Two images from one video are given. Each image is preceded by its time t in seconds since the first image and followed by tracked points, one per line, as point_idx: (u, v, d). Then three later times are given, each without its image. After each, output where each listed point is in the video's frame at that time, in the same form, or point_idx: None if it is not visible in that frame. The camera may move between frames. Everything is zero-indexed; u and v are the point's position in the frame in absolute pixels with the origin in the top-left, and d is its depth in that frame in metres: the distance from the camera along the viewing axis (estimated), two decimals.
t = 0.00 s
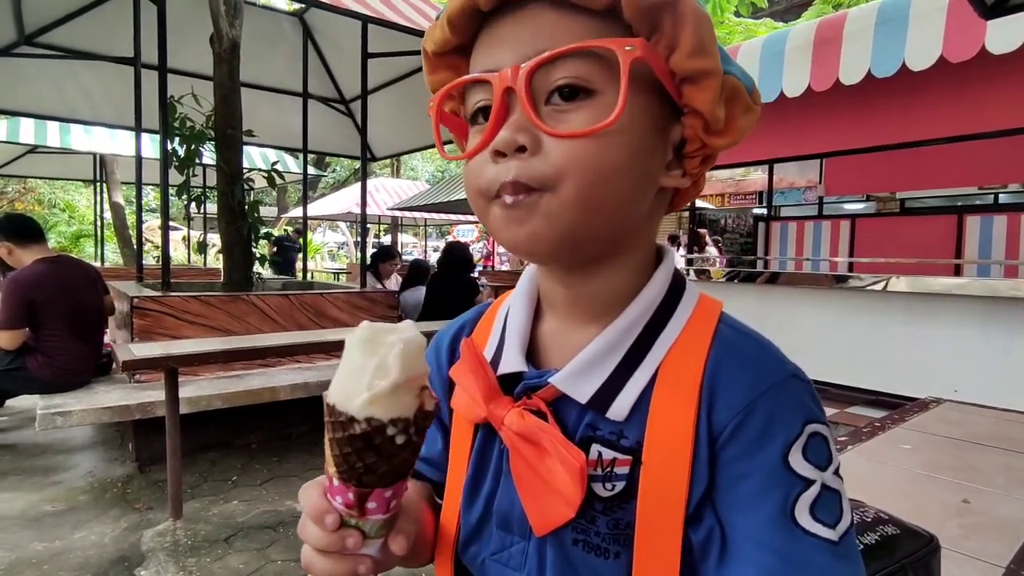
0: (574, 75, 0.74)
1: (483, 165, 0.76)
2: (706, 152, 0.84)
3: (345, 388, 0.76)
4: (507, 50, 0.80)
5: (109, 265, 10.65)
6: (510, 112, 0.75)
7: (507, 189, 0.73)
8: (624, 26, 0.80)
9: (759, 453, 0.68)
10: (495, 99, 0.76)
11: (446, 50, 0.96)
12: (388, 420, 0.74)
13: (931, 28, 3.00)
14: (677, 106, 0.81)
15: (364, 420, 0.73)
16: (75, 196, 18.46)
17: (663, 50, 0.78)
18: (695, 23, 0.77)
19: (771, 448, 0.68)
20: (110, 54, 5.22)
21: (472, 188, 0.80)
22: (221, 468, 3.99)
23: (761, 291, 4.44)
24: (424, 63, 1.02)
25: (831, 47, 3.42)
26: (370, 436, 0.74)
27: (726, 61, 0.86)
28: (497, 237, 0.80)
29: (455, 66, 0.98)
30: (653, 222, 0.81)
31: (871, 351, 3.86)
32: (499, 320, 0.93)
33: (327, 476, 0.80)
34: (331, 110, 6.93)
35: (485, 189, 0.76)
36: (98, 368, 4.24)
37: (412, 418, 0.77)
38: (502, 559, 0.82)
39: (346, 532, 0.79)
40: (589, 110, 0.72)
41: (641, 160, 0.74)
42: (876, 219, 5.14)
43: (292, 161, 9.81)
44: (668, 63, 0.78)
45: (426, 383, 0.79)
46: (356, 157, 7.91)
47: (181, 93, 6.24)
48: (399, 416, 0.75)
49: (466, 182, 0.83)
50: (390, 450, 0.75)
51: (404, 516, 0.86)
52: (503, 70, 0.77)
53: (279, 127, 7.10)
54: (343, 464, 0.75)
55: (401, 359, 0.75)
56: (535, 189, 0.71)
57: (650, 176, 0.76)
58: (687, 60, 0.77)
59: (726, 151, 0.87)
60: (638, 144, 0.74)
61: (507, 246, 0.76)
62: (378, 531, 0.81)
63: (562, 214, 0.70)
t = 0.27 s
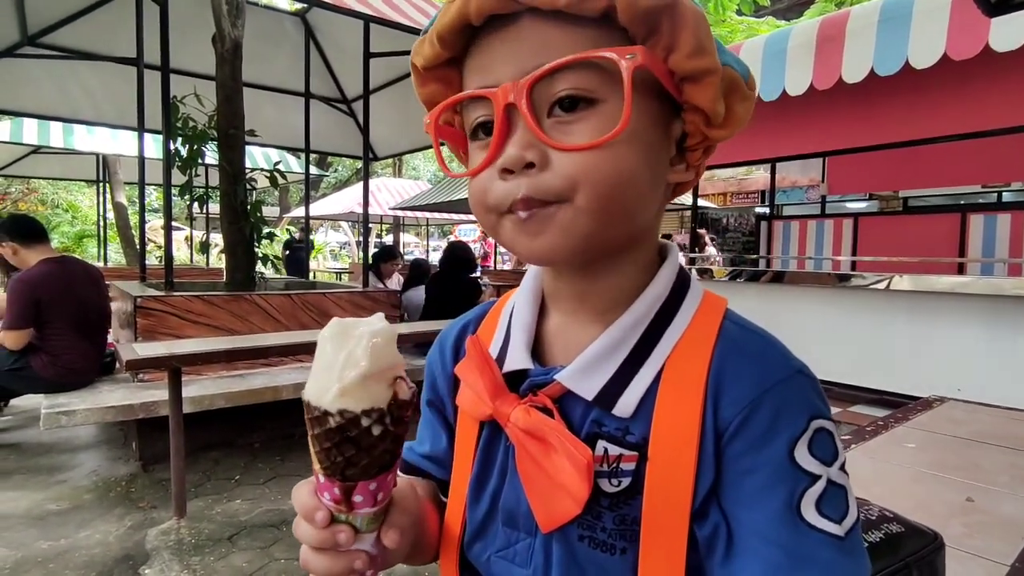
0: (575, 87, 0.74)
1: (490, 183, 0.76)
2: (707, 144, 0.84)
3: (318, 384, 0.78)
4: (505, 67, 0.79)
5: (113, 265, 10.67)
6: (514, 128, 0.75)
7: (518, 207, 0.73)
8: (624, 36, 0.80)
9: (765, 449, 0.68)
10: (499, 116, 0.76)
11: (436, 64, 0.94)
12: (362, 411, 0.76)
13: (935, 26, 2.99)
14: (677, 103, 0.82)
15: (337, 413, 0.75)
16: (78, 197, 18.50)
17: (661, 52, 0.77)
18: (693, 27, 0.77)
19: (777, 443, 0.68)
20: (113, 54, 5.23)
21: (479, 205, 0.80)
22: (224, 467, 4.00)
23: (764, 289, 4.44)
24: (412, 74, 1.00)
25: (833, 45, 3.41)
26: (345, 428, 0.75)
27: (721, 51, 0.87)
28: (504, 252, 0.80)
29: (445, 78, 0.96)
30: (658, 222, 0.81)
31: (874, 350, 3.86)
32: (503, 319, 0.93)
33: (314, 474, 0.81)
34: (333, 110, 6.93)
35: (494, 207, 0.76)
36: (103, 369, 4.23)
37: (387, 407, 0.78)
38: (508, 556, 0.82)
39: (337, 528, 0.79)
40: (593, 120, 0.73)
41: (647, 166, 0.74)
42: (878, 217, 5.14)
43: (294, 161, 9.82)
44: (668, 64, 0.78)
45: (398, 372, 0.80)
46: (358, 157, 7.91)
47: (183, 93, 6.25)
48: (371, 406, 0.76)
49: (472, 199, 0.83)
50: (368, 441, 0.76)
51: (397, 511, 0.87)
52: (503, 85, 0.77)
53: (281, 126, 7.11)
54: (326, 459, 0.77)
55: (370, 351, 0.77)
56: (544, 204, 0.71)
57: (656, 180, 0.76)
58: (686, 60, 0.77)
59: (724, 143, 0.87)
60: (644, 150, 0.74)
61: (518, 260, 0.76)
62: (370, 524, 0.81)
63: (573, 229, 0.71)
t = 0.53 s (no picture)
0: (573, 82, 0.73)
1: (490, 182, 0.76)
2: (706, 139, 0.84)
3: (342, 381, 0.77)
4: (501, 60, 0.79)
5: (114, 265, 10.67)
6: (512, 125, 0.75)
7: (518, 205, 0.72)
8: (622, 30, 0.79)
9: (767, 447, 0.68)
10: (497, 113, 0.75)
11: (432, 64, 0.93)
12: (383, 414, 0.75)
13: (937, 23, 2.98)
14: (675, 98, 0.81)
15: (357, 412, 0.74)
16: (80, 197, 18.52)
17: (658, 46, 0.77)
18: (689, 20, 0.77)
19: (779, 442, 0.68)
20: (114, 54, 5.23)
21: (481, 205, 0.79)
22: (226, 466, 4.00)
23: (766, 288, 4.43)
24: (408, 75, 1.00)
25: (835, 42, 3.40)
26: (363, 429, 0.74)
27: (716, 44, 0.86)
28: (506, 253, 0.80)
29: (441, 78, 0.95)
30: (658, 217, 0.81)
31: (876, 348, 3.85)
32: (503, 319, 0.93)
33: (324, 467, 0.81)
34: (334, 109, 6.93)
35: (495, 207, 0.76)
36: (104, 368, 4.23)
37: (407, 415, 0.77)
38: (508, 557, 0.81)
39: (337, 525, 0.79)
40: (592, 115, 0.72)
41: (648, 159, 0.74)
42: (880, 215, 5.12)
43: (295, 160, 9.82)
44: (665, 58, 0.78)
45: (423, 381, 0.79)
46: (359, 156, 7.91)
47: (184, 93, 6.26)
48: (393, 411, 0.75)
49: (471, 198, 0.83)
50: (383, 445, 0.75)
51: (398, 517, 0.86)
52: (501, 82, 0.77)
53: (282, 126, 7.11)
54: (338, 456, 0.76)
55: (398, 354, 0.76)
56: (545, 201, 0.70)
57: (656, 174, 0.76)
58: (684, 54, 0.76)
59: (723, 137, 0.87)
60: (644, 144, 0.74)
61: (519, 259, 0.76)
62: (370, 527, 0.81)
63: (574, 226, 0.70)
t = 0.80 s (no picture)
0: (576, 73, 0.73)
1: (493, 175, 0.75)
2: (709, 133, 0.83)
3: (345, 379, 0.77)
4: (501, 52, 0.78)
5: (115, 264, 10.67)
6: (515, 116, 0.74)
7: (522, 197, 0.72)
8: (623, 21, 0.79)
9: (771, 443, 0.67)
10: (498, 105, 0.75)
11: (434, 58, 0.93)
12: (384, 414, 0.74)
13: (939, 20, 2.97)
14: (677, 92, 0.81)
15: (359, 412, 0.73)
16: (80, 195, 18.51)
17: (661, 38, 0.77)
18: (691, 10, 0.76)
19: (783, 438, 0.67)
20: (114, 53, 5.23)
21: (483, 198, 0.79)
22: (227, 465, 4.01)
23: (767, 285, 4.43)
24: (409, 70, 1.00)
25: (837, 39, 3.39)
26: (365, 429, 0.73)
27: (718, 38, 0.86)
28: (509, 247, 0.79)
29: (441, 71, 0.95)
30: (661, 212, 0.81)
31: (877, 345, 3.84)
32: (504, 316, 0.93)
33: (325, 466, 0.80)
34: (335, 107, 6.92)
35: (498, 200, 0.75)
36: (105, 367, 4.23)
37: (410, 414, 0.76)
38: (510, 555, 0.81)
39: (338, 525, 0.79)
40: (596, 107, 0.72)
41: (650, 153, 0.74)
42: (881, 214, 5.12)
43: (296, 158, 9.82)
44: (667, 51, 0.77)
45: (426, 380, 0.78)
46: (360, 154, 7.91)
47: (185, 91, 6.26)
48: (396, 410, 0.74)
49: (472, 191, 0.82)
50: (385, 445, 0.74)
51: (400, 516, 0.85)
52: (502, 74, 0.76)
53: (283, 124, 7.11)
54: (339, 455, 0.75)
55: (401, 354, 0.75)
56: (549, 193, 0.70)
57: (658, 167, 0.75)
58: (687, 47, 0.76)
59: (725, 132, 0.86)
60: (647, 136, 0.73)
61: (522, 254, 0.75)
62: (371, 526, 0.80)
63: (578, 218, 0.70)
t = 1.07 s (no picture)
0: (579, 59, 0.72)
1: (495, 162, 0.75)
2: (711, 124, 0.83)
3: (321, 378, 0.77)
4: (504, 40, 0.78)
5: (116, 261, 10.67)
6: (518, 103, 0.74)
7: (525, 183, 0.71)
8: (625, 10, 0.79)
9: (773, 431, 0.67)
10: (501, 92, 0.75)
11: (437, 47, 0.93)
12: (361, 411, 0.75)
13: (941, 14, 2.96)
14: (679, 82, 0.80)
15: (336, 411, 0.74)
16: (81, 192, 18.50)
17: (663, 27, 0.77)
18: None
19: (784, 426, 0.67)
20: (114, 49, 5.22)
21: (484, 186, 0.78)
22: (228, 461, 4.01)
23: (769, 281, 4.42)
24: (412, 60, 0.99)
25: (839, 34, 3.38)
26: (343, 426, 0.74)
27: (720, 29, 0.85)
28: (511, 235, 0.79)
29: (444, 61, 0.95)
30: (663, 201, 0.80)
31: (878, 341, 3.84)
32: (506, 307, 0.92)
33: (311, 465, 0.81)
34: (335, 104, 6.90)
35: (499, 187, 0.75)
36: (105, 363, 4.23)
37: (388, 409, 0.77)
38: (511, 545, 0.81)
39: (328, 521, 0.79)
40: (599, 93, 0.71)
41: (653, 140, 0.73)
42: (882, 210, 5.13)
43: (296, 155, 9.81)
44: (670, 39, 0.77)
45: (402, 375, 0.78)
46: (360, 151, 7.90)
47: (184, 88, 6.24)
48: (372, 406, 0.75)
49: (474, 179, 0.82)
50: (365, 441, 0.75)
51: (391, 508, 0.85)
52: (505, 61, 0.76)
53: (283, 120, 7.10)
54: (321, 453, 0.76)
55: (374, 351, 0.76)
56: (552, 178, 0.69)
57: (661, 155, 0.75)
58: (690, 35, 0.76)
59: (728, 122, 0.86)
60: (650, 124, 0.73)
61: (525, 241, 0.75)
62: (361, 521, 0.80)
63: (581, 203, 0.69)
